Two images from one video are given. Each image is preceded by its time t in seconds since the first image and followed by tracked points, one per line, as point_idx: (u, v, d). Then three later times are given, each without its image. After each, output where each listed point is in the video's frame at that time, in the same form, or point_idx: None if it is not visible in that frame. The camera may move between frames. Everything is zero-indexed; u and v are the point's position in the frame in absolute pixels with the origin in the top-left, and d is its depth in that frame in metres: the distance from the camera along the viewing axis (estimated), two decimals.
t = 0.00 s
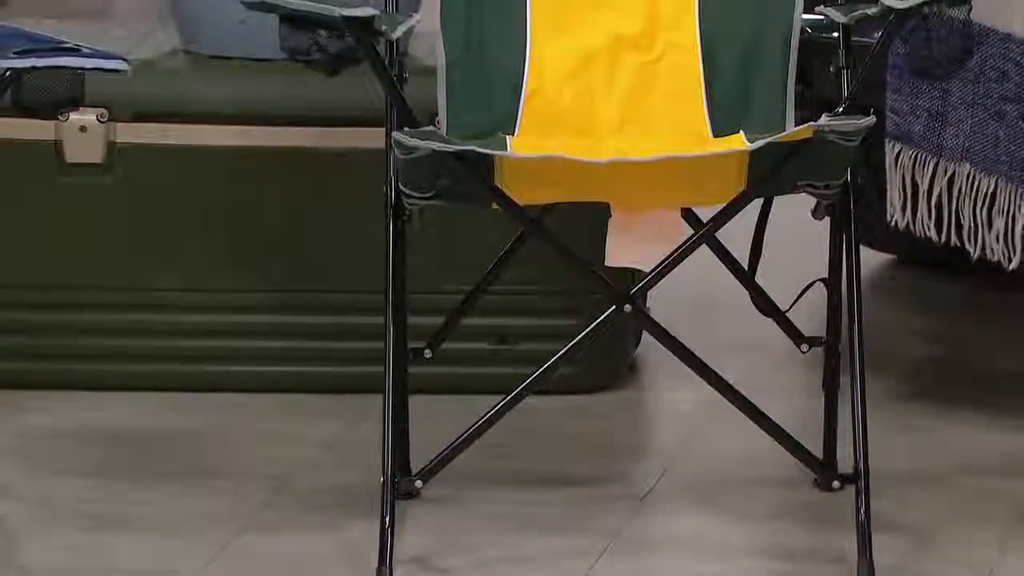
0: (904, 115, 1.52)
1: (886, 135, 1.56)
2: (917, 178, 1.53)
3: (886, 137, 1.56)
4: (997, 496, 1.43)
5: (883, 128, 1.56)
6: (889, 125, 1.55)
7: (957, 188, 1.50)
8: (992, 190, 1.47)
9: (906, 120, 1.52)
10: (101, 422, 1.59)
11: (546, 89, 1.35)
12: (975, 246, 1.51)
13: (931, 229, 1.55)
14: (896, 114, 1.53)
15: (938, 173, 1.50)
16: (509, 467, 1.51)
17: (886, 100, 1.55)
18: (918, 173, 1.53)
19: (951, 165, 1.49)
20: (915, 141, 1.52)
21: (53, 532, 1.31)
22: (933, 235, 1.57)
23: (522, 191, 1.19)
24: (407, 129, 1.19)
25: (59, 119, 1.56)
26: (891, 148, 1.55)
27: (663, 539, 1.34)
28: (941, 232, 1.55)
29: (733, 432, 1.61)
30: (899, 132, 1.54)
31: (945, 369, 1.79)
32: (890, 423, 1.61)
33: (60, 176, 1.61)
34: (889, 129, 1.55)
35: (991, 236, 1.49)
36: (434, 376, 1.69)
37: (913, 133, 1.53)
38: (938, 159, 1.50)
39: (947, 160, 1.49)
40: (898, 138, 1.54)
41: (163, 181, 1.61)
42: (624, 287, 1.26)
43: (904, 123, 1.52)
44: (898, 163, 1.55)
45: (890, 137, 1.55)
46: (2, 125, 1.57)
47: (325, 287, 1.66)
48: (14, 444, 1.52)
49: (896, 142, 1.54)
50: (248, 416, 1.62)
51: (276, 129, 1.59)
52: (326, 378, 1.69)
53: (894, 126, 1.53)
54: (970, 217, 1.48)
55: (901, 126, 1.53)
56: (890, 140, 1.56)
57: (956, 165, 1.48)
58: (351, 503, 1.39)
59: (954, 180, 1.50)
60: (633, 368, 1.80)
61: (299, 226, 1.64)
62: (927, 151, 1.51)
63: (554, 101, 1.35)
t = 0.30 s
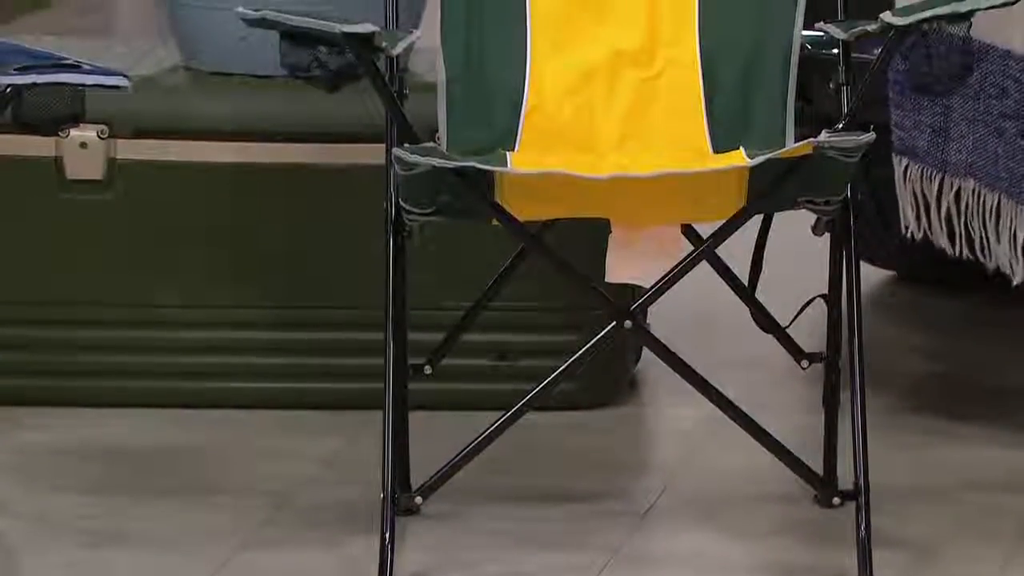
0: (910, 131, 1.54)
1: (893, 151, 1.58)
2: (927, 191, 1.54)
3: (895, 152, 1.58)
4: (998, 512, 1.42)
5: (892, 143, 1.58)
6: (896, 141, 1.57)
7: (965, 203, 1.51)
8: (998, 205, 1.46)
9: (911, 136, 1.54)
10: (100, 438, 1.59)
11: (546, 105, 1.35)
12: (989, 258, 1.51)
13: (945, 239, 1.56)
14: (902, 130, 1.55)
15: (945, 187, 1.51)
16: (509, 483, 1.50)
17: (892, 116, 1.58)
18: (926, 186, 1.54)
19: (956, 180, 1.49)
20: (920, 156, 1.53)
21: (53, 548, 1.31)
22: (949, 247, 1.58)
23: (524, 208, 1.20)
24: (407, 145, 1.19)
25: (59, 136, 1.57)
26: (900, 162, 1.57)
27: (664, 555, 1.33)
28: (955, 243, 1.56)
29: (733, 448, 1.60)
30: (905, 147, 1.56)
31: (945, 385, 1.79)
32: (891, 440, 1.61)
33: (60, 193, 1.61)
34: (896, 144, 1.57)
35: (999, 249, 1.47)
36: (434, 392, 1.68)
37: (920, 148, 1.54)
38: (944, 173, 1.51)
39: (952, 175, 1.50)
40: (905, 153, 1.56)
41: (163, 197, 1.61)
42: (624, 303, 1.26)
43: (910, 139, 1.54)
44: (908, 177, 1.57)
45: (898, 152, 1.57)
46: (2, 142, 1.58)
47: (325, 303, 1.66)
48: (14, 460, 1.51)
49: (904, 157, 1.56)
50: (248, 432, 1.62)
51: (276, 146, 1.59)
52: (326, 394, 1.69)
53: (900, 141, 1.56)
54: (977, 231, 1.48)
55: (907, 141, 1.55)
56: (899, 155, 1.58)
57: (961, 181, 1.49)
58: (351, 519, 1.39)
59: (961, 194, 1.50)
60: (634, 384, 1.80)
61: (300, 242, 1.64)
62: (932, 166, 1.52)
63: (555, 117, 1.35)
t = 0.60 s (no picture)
0: (905, 149, 1.53)
1: (885, 170, 1.56)
2: (920, 212, 1.53)
3: (887, 171, 1.57)
4: (1000, 531, 1.42)
5: (884, 161, 1.57)
6: (890, 160, 1.55)
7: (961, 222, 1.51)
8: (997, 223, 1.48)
9: (907, 155, 1.53)
10: (99, 456, 1.59)
11: (547, 122, 1.36)
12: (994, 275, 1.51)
13: (937, 262, 1.55)
14: (896, 149, 1.54)
15: (940, 208, 1.51)
16: (509, 501, 1.50)
17: (886, 135, 1.56)
18: (921, 207, 1.53)
19: (953, 200, 1.50)
20: (916, 176, 1.52)
21: (52, 567, 1.30)
22: (942, 268, 1.57)
23: (523, 225, 1.20)
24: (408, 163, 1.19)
25: (60, 154, 1.57)
26: (892, 181, 1.55)
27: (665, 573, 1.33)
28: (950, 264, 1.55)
29: (733, 466, 1.60)
30: (899, 167, 1.54)
31: (945, 403, 1.79)
32: (891, 458, 1.61)
33: (61, 211, 1.61)
34: (889, 163, 1.56)
35: (1004, 265, 1.48)
36: (434, 410, 1.68)
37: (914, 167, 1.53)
38: (940, 193, 1.51)
39: (948, 195, 1.50)
40: (899, 172, 1.54)
41: (164, 216, 1.61)
42: (623, 320, 1.26)
43: (905, 157, 1.53)
44: (900, 197, 1.56)
45: (891, 171, 1.55)
46: (3, 160, 1.58)
47: (326, 321, 1.66)
48: (14, 479, 1.51)
49: (897, 176, 1.55)
50: (249, 450, 1.61)
51: (277, 163, 1.59)
52: (327, 411, 1.69)
53: (894, 160, 1.54)
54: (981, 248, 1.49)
55: (902, 160, 1.54)
56: (891, 175, 1.56)
57: (958, 200, 1.49)
58: (351, 537, 1.38)
59: (956, 214, 1.51)
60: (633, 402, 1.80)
61: (300, 260, 1.64)
62: (928, 185, 1.52)
63: (555, 136, 1.36)
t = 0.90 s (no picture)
0: (898, 168, 1.55)
1: (877, 190, 1.58)
2: (907, 233, 1.55)
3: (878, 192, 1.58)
4: (1001, 550, 1.41)
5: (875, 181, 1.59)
6: (882, 180, 1.57)
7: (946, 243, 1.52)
8: (983, 245, 1.48)
9: (899, 175, 1.55)
10: (99, 475, 1.58)
11: (547, 141, 1.36)
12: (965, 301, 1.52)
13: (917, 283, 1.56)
14: (890, 168, 1.56)
15: (927, 227, 1.52)
16: (509, 520, 1.50)
17: (880, 155, 1.58)
18: (908, 227, 1.54)
19: (942, 220, 1.51)
20: (906, 196, 1.54)
21: None
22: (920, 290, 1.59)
23: (522, 243, 1.20)
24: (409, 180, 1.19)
25: (61, 172, 1.56)
26: (882, 201, 1.57)
27: None
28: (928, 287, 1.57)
29: (733, 484, 1.60)
30: (891, 186, 1.56)
31: (945, 422, 1.79)
32: (891, 477, 1.60)
33: (62, 229, 1.61)
34: (881, 184, 1.58)
35: (982, 290, 1.49)
36: (434, 428, 1.68)
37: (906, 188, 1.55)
38: (929, 213, 1.52)
39: (937, 215, 1.51)
40: (890, 192, 1.57)
41: (164, 234, 1.61)
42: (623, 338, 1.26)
43: (897, 177, 1.55)
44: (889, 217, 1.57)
45: (882, 191, 1.57)
46: (3, 179, 1.58)
47: (326, 340, 1.66)
48: (13, 498, 1.50)
49: (888, 196, 1.57)
50: (248, 468, 1.61)
51: (277, 182, 1.59)
52: (326, 429, 1.68)
53: (887, 180, 1.56)
54: (959, 273, 1.50)
55: (895, 180, 1.55)
56: (882, 195, 1.58)
57: (947, 220, 1.50)
58: (351, 556, 1.38)
59: (943, 234, 1.52)
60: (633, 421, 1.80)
61: (300, 279, 1.64)
62: (917, 205, 1.53)
63: (555, 155, 1.36)
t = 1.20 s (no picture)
0: (902, 189, 1.57)
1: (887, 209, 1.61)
2: (912, 251, 1.57)
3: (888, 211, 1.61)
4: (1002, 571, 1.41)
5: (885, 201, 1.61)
6: (890, 200, 1.59)
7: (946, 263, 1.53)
8: (978, 265, 1.49)
9: (904, 195, 1.57)
10: (98, 496, 1.58)
11: (547, 162, 1.37)
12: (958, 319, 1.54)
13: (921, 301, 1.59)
14: (896, 188, 1.58)
15: (929, 247, 1.54)
16: (509, 540, 1.49)
17: (888, 175, 1.60)
18: (913, 246, 1.57)
19: (941, 240, 1.52)
20: (910, 215, 1.56)
21: None
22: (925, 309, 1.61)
23: (522, 263, 1.20)
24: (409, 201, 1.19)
25: (60, 194, 1.56)
26: (891, 221, 1.60)
27: None
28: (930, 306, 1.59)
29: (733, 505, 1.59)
30: (898, 206, 1.58)
31: (945, 443, 1.78)
32: (891, 497, 1.60)
33: (62, 250, 1.60)
34: (889, 203, 1.60)
35: (973, 310, 1.50)
36: (434, 449, 1.67)
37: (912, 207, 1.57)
38: (930, 233, 1.54)
39: (937, 235, 1.52)
40: (897, 212, 1.59)
41: (164, 256, 1.61)
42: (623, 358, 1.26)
43: (902, 197, 1.57)
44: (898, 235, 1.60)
45: (890, 211, 1.60)
46: (4, 200, 1.58)
47: (327, 359, 1.65)
48: (12, 518, 1.50)
49: (895, 215, 1.59)
50: (248, 488, 1.61)
51: (277, 202, 1.60)
52: (326, 449, 1.68)
53: (894, 200, 1.58)
54: (953, 292, 1.51)
55: (900, 200, 1.58)
56: (891, 214, 1.60)
57: (945, 240, 1.51)
58: None
59: (944, 254, 1.53)
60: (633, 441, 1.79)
61: (300, 299, 1.64)
62: (920, 225, 1.55)
63: (556, 177, 1.37)
